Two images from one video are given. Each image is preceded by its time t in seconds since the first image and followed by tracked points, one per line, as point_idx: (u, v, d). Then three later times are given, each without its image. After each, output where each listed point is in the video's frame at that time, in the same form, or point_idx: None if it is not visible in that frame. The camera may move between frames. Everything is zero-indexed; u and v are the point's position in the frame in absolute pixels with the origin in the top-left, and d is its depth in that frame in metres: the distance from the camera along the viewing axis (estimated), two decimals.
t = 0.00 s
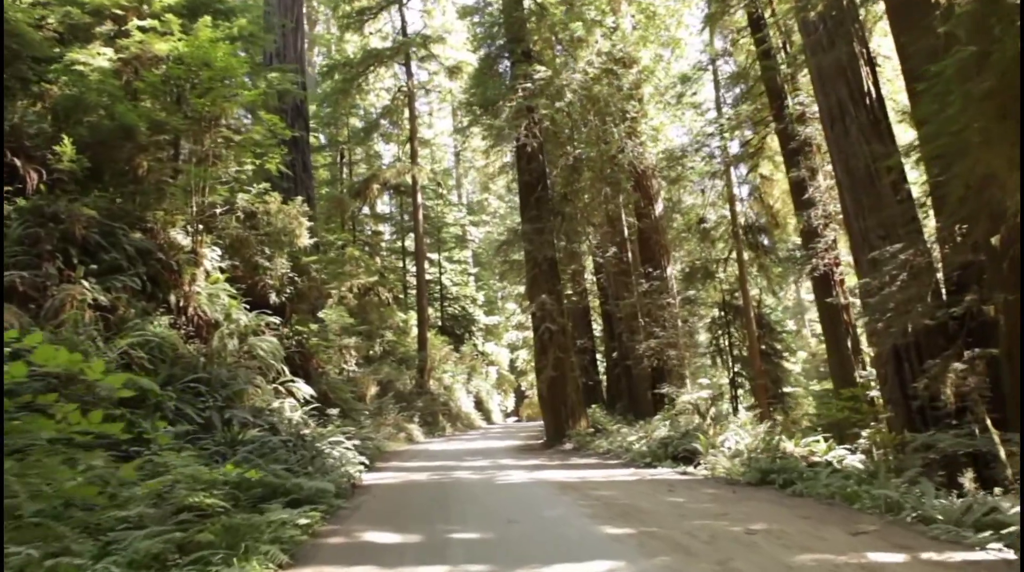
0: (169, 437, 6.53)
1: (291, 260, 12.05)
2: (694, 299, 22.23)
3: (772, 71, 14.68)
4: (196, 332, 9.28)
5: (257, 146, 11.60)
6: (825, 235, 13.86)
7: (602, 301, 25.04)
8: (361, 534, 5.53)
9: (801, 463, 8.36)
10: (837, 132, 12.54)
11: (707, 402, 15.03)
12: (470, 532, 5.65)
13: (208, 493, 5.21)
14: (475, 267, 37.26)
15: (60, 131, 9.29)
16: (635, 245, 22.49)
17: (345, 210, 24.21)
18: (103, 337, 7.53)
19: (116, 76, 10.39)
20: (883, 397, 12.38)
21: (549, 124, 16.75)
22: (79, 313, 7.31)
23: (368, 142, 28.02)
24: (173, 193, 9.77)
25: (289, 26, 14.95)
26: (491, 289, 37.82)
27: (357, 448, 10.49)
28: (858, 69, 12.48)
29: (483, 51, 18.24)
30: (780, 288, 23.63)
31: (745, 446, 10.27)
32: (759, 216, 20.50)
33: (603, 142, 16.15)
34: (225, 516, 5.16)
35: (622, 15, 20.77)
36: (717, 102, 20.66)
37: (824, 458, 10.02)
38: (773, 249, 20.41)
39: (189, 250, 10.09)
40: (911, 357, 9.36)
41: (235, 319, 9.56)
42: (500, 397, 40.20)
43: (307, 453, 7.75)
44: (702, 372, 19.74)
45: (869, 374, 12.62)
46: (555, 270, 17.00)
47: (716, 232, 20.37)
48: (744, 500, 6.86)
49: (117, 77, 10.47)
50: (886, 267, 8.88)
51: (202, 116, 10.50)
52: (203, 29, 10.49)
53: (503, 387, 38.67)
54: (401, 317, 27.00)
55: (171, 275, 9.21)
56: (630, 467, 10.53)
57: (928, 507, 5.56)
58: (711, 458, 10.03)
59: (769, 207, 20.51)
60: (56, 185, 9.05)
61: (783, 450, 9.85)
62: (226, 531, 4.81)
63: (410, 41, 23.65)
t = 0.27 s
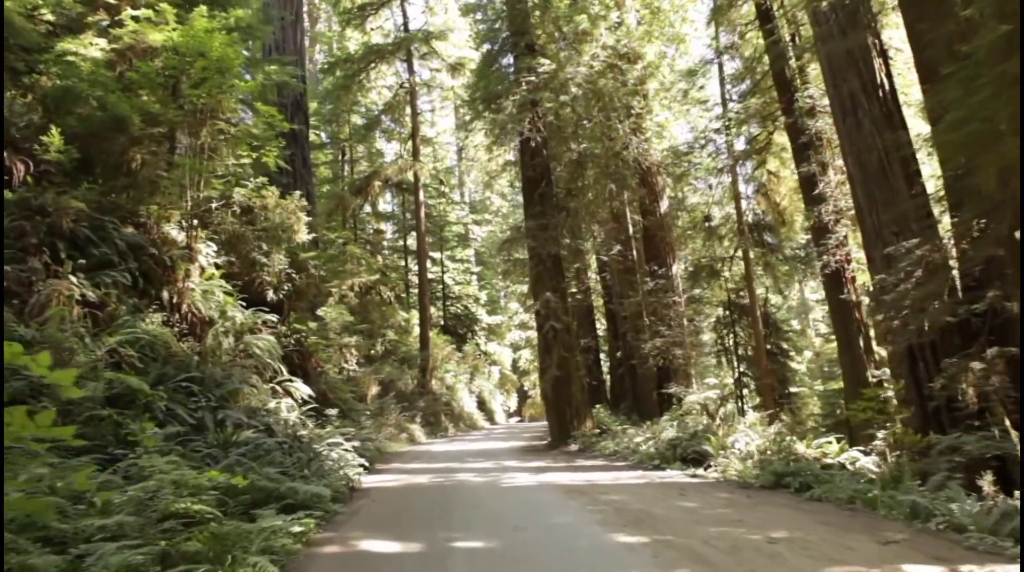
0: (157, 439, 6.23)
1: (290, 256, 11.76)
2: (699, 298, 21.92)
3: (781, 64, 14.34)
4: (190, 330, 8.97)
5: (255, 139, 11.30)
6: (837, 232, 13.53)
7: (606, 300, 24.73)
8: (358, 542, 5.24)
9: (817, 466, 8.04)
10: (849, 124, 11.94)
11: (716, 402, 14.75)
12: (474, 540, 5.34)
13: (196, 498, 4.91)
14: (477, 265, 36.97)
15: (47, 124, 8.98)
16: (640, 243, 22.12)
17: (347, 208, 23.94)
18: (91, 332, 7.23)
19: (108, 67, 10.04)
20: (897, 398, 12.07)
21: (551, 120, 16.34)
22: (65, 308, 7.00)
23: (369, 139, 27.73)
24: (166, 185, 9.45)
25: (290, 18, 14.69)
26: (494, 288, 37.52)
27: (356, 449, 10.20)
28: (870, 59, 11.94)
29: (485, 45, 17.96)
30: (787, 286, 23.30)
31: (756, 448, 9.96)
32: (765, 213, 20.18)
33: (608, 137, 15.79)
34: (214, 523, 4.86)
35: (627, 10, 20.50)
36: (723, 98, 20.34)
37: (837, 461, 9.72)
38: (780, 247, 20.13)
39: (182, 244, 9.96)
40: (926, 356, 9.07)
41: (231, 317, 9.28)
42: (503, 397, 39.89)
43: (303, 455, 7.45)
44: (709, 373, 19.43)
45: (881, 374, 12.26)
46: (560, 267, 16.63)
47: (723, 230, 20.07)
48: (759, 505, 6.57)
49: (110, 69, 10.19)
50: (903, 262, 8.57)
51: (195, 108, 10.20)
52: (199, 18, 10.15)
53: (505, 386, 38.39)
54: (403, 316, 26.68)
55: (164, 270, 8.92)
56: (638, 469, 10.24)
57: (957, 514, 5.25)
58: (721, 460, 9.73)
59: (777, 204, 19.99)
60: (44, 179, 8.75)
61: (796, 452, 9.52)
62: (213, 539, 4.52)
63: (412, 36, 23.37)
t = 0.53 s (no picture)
0: (145, 441, 5.93)
1: (288, 253, 11.47)
2: (705, 297, 21.58)
3: (791, 57, 14.00)
4: (183, 327, 8.70)
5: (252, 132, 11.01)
6: (848, 228, 13.23)
7: (610, 299, 24.40)
8: (356, 551, 4.93)
9: (834, 469, 7.72)
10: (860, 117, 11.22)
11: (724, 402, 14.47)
12: (478, 549, 5.02)
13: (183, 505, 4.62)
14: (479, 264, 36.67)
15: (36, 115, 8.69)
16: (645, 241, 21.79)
17: (348, 206, 23.65)
18: (78, 329, 6.94)
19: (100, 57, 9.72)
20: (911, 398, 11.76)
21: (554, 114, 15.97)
22: (50, 304, 6.71)
23: (371, 136, 27.45)
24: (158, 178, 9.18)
25: (289, 10, 14.38)
26: (496, 288, 37.21)
27: (355, 450, 9.91)
28: (883, 50, 11.24)
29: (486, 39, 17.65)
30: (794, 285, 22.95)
31: (769, 450, 9.63)
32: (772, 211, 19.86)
33: (612, 133, 15.47)
34: (202, 532, 4.56)
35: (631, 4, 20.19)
36: (729, 93, 20.03)
37: (850, 462, 9.45)
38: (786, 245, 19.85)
39: (176, 240, 9.69)
40: (943, 356, 8.75)
41: (226, 314, 9.01)
42: (505, 397, 39.58)
43: (299, 458, 7.14)
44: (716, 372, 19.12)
45: (896, 374, 11.89)
46: (565, 264, 16.27)
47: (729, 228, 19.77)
48: (777, 511, 6.26)
49: (103, 60, 9.91)
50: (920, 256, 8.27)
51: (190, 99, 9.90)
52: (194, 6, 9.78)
53: (508, 386, 38.09)
54: (404, 315, 26.36)
55: (156, 265, 8.64)
56: (645, 472, 9.95)
57: (991, 521, 4.95)
58: (733, 462, 9.42)
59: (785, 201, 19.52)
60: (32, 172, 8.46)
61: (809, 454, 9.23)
62: (199, 549, 4.20)
63: (414, 32, 23.07)
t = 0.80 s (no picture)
0: (130, 444, 5.65)
1: (285, 249, 11.19)
2: (710, 296, 21.25)
3: (800, 50, 13.69)
4: (175, 325, 8.43)
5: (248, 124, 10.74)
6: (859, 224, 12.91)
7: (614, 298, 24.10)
8: (352, 562, 4.66)
9: (851, 473, 7.41)
10: (873, 107, 10.35)
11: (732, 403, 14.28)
12: (481, 560, 4.75)
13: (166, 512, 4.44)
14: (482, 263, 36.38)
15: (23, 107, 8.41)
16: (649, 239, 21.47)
17: (349, 203, 23.37)
18: (63, 326, 6.66)
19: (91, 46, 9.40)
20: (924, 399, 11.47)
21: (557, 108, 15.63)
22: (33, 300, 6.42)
23: (372, 134, 27.16)
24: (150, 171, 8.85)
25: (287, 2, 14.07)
26: (499, 287, 36.92)
27: (354, 452, 9.63)
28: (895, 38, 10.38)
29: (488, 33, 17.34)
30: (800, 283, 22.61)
31: (781, 453, 9.32)
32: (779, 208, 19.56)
33: (617, 128, 15.19)
34: (187, 539, 4.39)
35: None
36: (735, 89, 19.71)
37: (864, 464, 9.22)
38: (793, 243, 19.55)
39: (169, 235, 9.40)
40: (960, 355, 8.39)
41: (221, 312, 8.73)
42: (508, 397, 39.28)
43: (294, 461, 6.86)
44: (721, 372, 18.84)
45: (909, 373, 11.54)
46: (569, 261, 15.96)
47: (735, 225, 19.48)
48: (795, 517, 5.97)
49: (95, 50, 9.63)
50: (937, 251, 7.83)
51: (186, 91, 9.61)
52: None
53: (511, 386, 37.80)
54: (406, 314, 26.08)
55: (148, 260, 8.37)
56: (652, 474, 9.66)
57: None
58: (744, 464, 9.12)
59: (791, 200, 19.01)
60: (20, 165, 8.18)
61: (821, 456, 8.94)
62: (183, 559, 4.04)
63: (415, 27, 22.78)
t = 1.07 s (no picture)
0: (114, 446, 5.36)
1: (282, 245, 10.88)
2: (715, 295, 20.93)
3: (810, 42, 13.35)
4: (167, 322, 8.12)
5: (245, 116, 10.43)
6: (871, 219, 12.60)
7: (618, 297, 23.77)
8: None
9: (870, 477, 7.09)
10: (885, 98, 9.66)
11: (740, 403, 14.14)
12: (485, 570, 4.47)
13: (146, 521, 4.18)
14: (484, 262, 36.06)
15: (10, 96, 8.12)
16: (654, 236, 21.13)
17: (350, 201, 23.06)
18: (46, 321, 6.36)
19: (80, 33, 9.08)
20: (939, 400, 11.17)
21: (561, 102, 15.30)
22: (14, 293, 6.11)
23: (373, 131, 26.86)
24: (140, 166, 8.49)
25: None
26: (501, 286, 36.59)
27: (352, 454, 9.32)
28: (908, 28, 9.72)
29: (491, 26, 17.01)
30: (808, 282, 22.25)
31: (794, 455, 8.98)
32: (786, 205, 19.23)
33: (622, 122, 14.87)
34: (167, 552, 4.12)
35: None
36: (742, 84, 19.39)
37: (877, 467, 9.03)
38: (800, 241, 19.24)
39: (161, 228, 9.05)
40: (978, 354, 8.05)
41: (214, 308, 8.44)
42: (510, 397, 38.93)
43: (288, 464, 6.55)
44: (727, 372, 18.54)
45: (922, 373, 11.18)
46: (574, 257, 15.64)
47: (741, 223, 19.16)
48: (815, 524, 5.65)
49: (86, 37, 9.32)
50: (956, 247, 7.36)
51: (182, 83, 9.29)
52: None
53: (513, 386, 37.48)
54: (407, 313, 25.76)
55: (138, 255, 8.08)
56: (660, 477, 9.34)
57: None
58: (756, 467, 8.79)
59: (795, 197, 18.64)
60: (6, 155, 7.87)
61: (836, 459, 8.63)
62: None
63: (417, 23, 22.46)
